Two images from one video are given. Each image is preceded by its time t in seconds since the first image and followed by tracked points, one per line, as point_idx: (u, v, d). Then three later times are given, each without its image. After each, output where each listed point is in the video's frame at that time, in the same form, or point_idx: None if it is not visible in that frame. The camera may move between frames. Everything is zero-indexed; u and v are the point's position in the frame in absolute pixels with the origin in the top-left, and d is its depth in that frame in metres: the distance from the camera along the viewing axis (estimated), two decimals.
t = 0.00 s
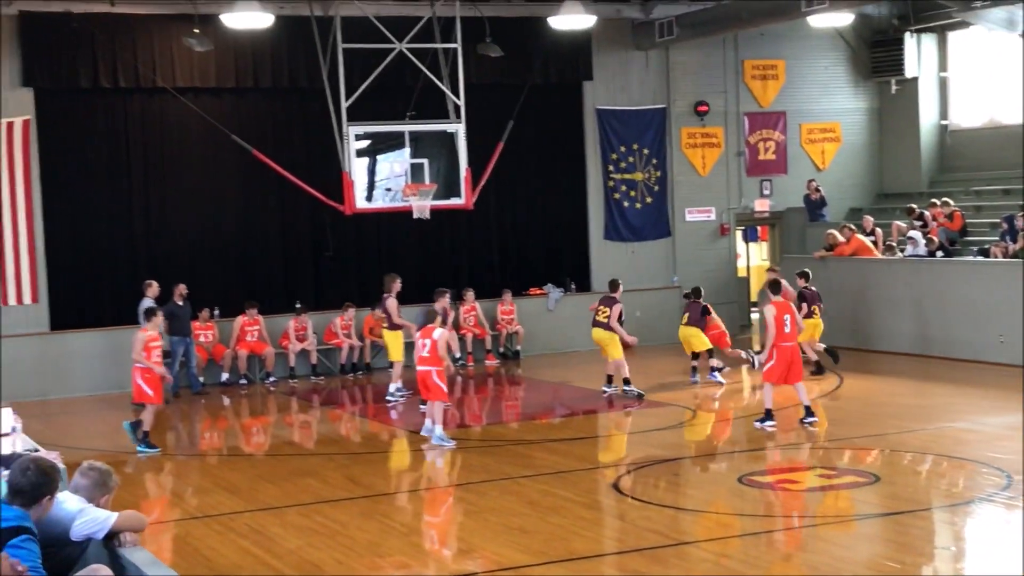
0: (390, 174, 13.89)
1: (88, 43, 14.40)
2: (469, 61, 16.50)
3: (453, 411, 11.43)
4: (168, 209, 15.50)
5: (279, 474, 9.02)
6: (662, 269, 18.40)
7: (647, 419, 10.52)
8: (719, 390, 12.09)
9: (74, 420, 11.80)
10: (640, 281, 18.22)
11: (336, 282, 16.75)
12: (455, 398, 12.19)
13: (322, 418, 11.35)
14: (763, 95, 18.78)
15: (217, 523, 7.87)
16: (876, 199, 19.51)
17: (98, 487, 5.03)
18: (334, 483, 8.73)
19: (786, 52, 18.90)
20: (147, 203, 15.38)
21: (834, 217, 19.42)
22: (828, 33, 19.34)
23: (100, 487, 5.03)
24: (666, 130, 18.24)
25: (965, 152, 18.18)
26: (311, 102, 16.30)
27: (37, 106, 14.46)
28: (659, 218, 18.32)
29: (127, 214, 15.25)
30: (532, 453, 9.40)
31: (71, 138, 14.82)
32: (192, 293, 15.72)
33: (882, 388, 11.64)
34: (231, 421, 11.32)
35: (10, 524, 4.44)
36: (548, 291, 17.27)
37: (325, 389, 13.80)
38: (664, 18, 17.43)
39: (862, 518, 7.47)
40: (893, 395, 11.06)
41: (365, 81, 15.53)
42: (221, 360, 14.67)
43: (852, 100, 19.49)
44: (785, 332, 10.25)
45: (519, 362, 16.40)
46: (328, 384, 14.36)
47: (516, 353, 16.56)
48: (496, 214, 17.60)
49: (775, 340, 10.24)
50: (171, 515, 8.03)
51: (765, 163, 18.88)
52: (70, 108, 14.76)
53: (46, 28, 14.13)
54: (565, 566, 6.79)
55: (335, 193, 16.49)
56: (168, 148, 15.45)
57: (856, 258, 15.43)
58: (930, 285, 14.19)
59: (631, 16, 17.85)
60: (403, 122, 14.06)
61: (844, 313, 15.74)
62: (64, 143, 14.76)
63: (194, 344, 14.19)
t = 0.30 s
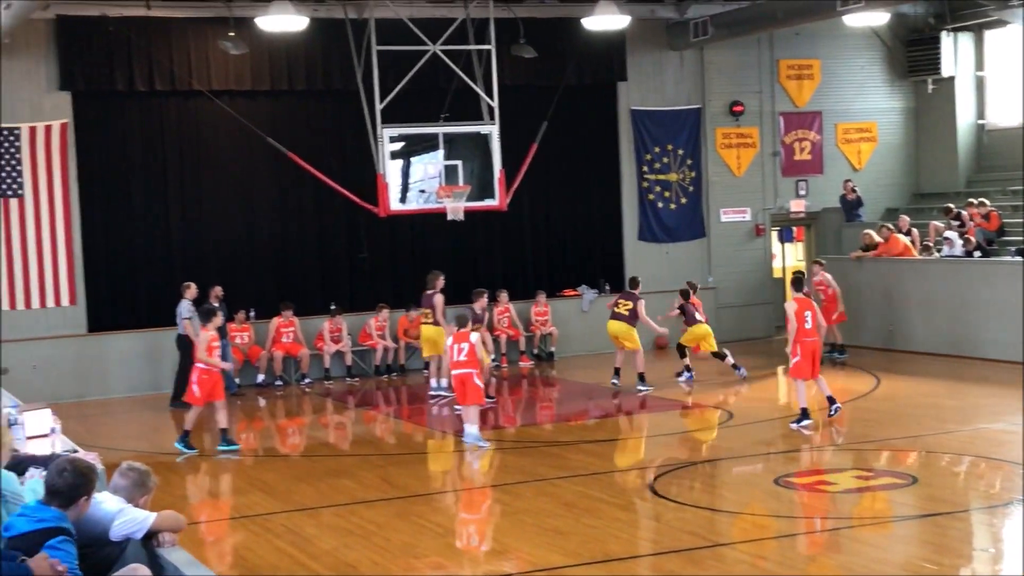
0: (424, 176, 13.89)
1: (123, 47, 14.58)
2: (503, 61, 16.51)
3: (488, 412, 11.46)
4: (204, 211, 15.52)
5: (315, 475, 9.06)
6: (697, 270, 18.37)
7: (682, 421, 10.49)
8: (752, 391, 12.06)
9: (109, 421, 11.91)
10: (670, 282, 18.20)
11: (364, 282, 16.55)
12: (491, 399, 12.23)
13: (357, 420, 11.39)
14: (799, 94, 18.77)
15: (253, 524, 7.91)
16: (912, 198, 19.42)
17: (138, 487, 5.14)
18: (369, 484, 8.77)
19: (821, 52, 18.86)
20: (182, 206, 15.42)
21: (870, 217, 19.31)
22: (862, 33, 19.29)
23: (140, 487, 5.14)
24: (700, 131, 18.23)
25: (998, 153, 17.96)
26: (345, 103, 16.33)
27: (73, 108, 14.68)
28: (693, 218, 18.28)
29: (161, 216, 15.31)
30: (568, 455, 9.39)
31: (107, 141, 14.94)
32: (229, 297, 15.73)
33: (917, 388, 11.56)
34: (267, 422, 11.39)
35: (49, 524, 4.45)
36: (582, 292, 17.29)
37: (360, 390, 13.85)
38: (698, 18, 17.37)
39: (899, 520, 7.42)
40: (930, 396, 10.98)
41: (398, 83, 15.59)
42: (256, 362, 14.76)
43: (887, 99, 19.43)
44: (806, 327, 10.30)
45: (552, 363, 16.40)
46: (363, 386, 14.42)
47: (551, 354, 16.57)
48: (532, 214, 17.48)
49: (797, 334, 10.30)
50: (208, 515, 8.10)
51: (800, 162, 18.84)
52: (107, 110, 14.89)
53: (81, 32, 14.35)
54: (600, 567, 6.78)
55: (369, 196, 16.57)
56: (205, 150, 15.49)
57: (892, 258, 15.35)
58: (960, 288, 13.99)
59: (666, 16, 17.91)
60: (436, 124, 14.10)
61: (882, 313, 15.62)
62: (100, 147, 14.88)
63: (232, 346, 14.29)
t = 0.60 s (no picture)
0: (455, 174, 13.94)
1: (155, 47, 14.63)
2: (534, 60, 16.50)
3: (520, 411, 11.45)
4: (236, 208, 15.72)
5: (346, 474, 9.06)
6: (730, 268, 18.32)
7: (716, 419, 10.45)
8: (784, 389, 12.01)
9: (138, 421, 11.96)
10: (699, 280, 18.10)
11: (400, 283, 16.97)
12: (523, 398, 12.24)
13: (389, 418, 11.41)
14: (831, 90, 18.70)
15: (286, 522, 7.92)
16: (946, 195, 19.33)
17: (172, 487, 5.22)
18: (401, 483, 8.78)
19: (854, 47, 18.79)
20: (215, 205, 15.60)
21: (903, 214, 19.19)
22: (896, 28, 19.19)
23: (174, 486, 5.22)
24: (733, 129, 18.14)
25: None
26: (375, 102, 16.50)
27: (104, 108, 14.78)
28: (726, 215, 18.21)
29: (195, 215, 15.48)
30: (600, 454, 9.37)
31: (139, 140, 15.12)
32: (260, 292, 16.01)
33: (951, 385, 11.46)
34: (299, 421, 11.41)
35: (83, 524, 4.33)
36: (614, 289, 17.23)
37: (393, 389, 13.84)
38: (730, 14, 17.25)
39: (935, 518, 7.36)
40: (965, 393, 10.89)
41: (430, 81, 15.61)
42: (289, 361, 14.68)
43: (921, 95, 19.31)
44: (835, 327, 10.07)
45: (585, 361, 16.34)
46: (395, 384, 14.42)
47: (583, 353, 16.52)
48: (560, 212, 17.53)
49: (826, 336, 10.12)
50: (240, 514, 8.11)
51: (833, 159, 18.75)
52: (138, 110, 15.09)
53: (114, 32, 14.44)
54: (634, 566, 6.75)
55: (401, 195, 16.76)
56: (234, 147, 15.67)
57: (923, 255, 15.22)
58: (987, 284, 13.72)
59: (697, 12, 17.61)
60: (467, 122, 14.12)
61: (915, 311, 15.55)
62: (131, 146, 15.05)
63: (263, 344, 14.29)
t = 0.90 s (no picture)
0: (475, 172, 13.96)
1: (178, 47, 14.69)
2: (554, 57, 16.54)
3: (543, 409, 11.47)
4: (258, 207, 15.79)
5: (369, 471, 9.09)
6: (751, 264, 18.35)
7: (738, 417, 10.44)
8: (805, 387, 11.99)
9: (159, 419, 12.02)
10: (718, 277, 18.14)
11: (421, 280, 17.02)
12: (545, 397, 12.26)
13: (411, 416, 11.43)
14: (853, 87, 18.63)
15: (308, 520, 7.94)
16: (968, 190, 19.26)
17: (196, 486, 5.28)
18: (423, 481, 8.80)
19: (876, 43, 18.72)
20: (237, 204, 15.68)
21: (925, 210, 19.16)
22: (919, 24, 19.13)
23: (198, 485, 5.28)
24: (755, 125, 18.12)
25: None
26: (395, 100, 16.56)
27: (127, 108, 14.89)
28: (747, 212, 18.24)
29: (218, 214, 15.57)
30: (622, 452, 9.37)
31: (163, 140, 15.21)
32: (281, 290, 16.09)
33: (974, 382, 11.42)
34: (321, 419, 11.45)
35: (107, 523, 4.31)
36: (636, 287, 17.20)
37: (415, 387, 13.84)
38: (750, 11, 17.23)
39: (959, 515, 7.33)
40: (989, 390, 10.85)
41: (450, 80, 15.64)
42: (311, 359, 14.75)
43: (944, 91, 19.23)
44: (852, 316, 10.34)
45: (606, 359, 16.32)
46: (417, 382, 14.45)
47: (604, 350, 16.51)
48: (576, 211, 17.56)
49: (841, 322, 10.36)
50: (263, 512, 8.13)
51: (855, 156, 18.69)
52: (162, 110, 15.18)
53: (136, 30, 14.50)
54: (656, 563, 6.74)
55: (422, 194, 16.84)
56: (256, 146, 15.73)
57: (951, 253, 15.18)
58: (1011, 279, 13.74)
59: (718, 10, 17.50)
60: (488, 121, 14.15)
61: (940, 309, 15.49)
62: (155, 146, 15.14)
63: (285, 343, 14.33)
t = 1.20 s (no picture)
0: (489, 170, 14.00)
1: (191, 45, 14.73)
2: (568, 55, 16.55)
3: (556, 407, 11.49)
4: (272, 207, 16.01)
5: (383, 469, 9.11)
6: (765, 262, 18.36)
7: (753, 414, 10.44)
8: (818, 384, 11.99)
9: (173, 418, 12.04)
10: (731, 275, 18.13)
11: (434, 278, 17.20)
12: (558, 395, 12.31)
13: (425, 414, 11.47)
14: (867, 83, 18.60)
15: (323, 518, 7.95)
16: (983, 187, 19.13)
17: (212, 484, 5.27)
18: (437, 478, 8.82)
19: (890, 40, 18.68)
20: (251, 202, 15.90)
21: (940, 207, 19.04)
22: (933, 20, 19.12)
23: (213, 484, 5.27)
24: (768, 122, 18.13)
25: None
26: (409, 98, 16.70)
27: (141, 108, 14.97)
28: (761, 209, 18.23)
29: (231, 212, 15.80)
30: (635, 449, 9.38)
31: (178, 141, 15.36)
32: (297, 288, 16.31)
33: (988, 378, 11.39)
34: (335, 417, 11.49)
35: (121, 521, 4.32)
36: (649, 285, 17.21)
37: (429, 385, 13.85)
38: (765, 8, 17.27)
39: (974, 513, 7.32)
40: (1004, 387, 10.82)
41: (464, 78, 15.67)
42: (325, 357, 14.85)
43: (958, 87, 19.17)
44: (862, 315, 10.30)
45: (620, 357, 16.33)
46: (431, 380, 14.47)
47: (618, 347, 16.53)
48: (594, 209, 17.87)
49: (852, 322, 10.31)
50: (278, 510, 8.14)
51: (869, 153, 18.65)
52: (177, 110, 15.34)
53: (151, 28, 14.53)
54: (670, 561, 6.74)
55: (434, 191, 17.01)
56: (270, 146, 15.93)
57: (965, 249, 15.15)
58: None
59: (733, 7, 17.46)
60: (502, 118, 14.15)
61: (956, 306, 15.44)
62: (170, 145, 15.31)
63: (299, 341, 14.39)
